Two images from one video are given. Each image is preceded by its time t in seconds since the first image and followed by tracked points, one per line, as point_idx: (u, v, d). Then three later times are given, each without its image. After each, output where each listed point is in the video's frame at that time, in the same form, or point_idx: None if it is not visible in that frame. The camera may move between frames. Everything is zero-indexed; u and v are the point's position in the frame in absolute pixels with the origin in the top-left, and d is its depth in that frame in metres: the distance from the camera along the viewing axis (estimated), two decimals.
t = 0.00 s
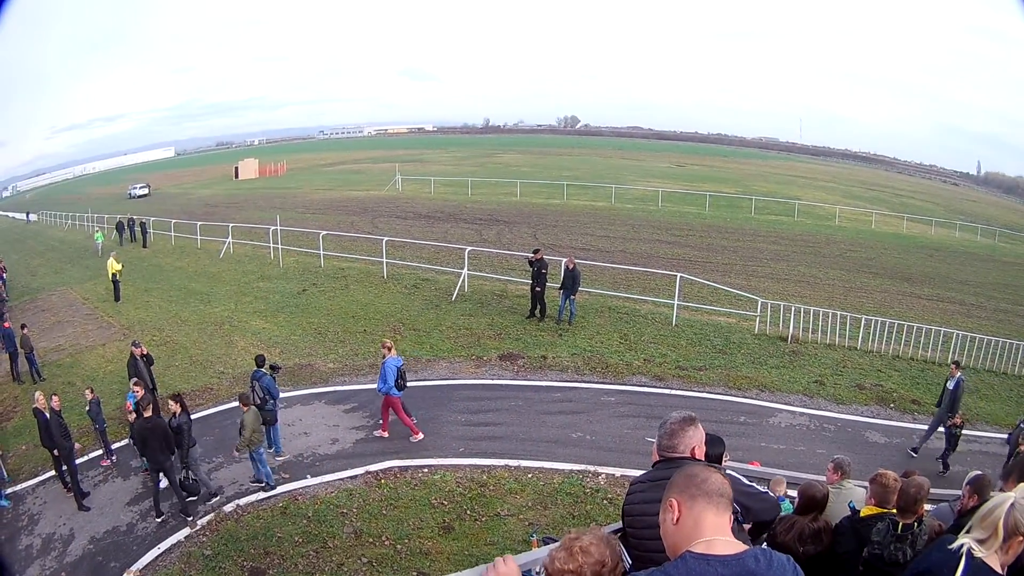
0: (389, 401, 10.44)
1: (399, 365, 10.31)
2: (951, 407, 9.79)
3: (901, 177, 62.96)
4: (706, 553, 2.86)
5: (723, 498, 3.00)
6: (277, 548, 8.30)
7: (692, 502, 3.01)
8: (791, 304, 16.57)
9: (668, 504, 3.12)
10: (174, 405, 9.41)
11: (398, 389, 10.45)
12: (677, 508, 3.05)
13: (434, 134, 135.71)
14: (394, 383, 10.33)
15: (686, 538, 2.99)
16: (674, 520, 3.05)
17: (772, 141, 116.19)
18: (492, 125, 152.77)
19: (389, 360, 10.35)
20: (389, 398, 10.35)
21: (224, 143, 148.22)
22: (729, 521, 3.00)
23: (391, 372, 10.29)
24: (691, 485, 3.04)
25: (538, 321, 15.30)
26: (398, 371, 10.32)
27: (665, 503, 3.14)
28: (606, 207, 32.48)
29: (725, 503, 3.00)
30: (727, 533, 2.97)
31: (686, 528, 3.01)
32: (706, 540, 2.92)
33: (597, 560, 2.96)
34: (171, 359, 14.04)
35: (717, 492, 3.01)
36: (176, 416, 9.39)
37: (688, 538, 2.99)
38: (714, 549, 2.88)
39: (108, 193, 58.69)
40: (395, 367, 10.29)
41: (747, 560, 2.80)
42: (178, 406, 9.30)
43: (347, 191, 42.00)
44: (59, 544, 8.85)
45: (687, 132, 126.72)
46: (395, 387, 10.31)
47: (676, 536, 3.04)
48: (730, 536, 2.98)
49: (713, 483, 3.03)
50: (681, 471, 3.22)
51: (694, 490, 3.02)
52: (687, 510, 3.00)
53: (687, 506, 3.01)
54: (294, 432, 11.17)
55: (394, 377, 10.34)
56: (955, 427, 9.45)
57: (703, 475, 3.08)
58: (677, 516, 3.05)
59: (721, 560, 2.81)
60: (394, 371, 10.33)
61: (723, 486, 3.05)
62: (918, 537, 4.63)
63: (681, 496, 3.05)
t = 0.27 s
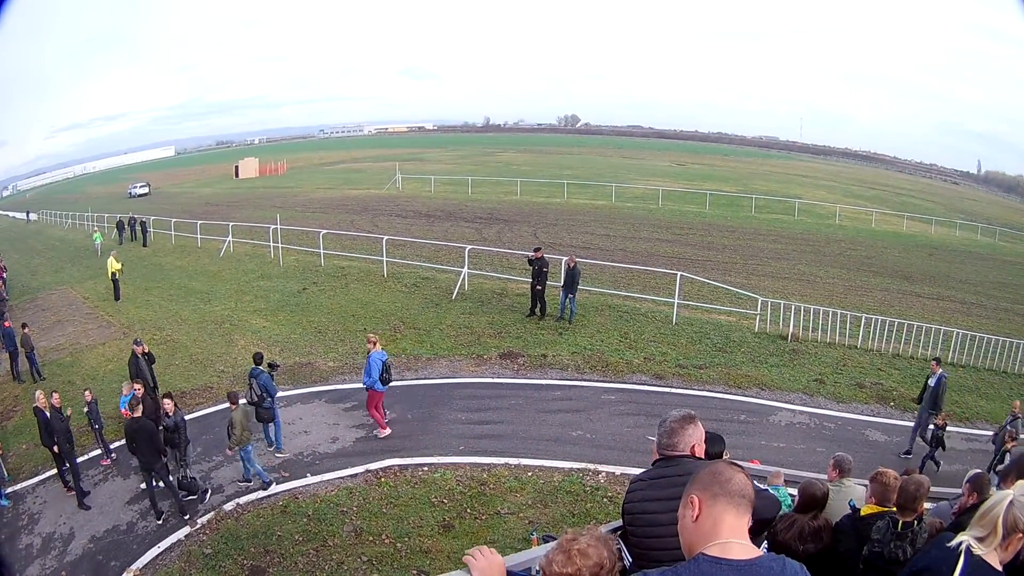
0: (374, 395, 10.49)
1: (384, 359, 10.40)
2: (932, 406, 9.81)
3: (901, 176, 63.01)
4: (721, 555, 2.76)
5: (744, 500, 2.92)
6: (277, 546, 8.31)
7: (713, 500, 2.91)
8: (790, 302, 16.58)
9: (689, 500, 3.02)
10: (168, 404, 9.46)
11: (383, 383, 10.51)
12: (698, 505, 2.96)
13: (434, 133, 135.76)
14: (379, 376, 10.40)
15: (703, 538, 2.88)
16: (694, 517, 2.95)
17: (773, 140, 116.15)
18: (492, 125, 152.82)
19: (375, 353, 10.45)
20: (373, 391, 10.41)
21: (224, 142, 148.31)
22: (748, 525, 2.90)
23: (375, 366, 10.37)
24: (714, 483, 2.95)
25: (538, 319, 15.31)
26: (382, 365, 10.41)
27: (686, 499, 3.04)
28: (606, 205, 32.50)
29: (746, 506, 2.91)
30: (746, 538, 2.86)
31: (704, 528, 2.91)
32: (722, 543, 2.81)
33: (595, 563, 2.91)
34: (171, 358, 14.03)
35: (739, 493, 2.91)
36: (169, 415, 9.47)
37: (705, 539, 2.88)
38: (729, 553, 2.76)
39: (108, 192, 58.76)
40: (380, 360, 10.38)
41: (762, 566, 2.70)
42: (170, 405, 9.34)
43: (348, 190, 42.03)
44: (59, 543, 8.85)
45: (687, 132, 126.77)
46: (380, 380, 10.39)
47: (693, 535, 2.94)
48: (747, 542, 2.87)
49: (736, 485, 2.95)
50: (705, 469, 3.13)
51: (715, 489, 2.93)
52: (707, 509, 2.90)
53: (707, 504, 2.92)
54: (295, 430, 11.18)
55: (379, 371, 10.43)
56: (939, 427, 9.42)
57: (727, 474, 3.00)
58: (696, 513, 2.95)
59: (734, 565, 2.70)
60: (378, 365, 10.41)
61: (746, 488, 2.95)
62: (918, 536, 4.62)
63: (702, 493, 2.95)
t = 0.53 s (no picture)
0: (361, 394, 10.50)
1: (371, 357, 10.44)
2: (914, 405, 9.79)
3: (900, 174, 63.05)
4: (723, 554, 2.72)
5: (748, 499, 2.87)
6: (277, 546, 8.30)
7: (717, 498, 2.88)
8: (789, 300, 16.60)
9: (693, 498, 3.00)
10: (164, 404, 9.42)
11: (371, 381, 10.54)
12: (701, 503, 2.93)
13: (434, 133, 135.80)
14: (367, 374, 10.44)
15: (705, 536, 2.86)
16: (697, 515, 2.93)
17: (772, 139, 116.20)
18: (492, 124, 152.85)
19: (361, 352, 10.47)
20: (360, 389, 10.45)
21: (224, 142, 148.30)
22: (752, 525, 2.86)
23: (362, 364, 10.40)
24: (718, 481, 2.92)
25: (537, 317, 15.32)
26: (370, 363, 10.44)
27: (690, 496, 3.02)
28: (605, 204, 32.51)
29: (750, 505, 2.87)
30: (749, 538, 2.82)
31: (707, 526, 2.88)
32: (724, 541, 2.78)
33: (590, 564, 2.91)
34: (170, 357, 14.02)
35: (743, 492, 2.88)
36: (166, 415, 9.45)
37: (707, 538, 2.85)
38: (732, 552, 2.72)
39: (108, 192, 58.75)
40: (366, 359, 10.40)
41: (765, 566, 2.65)
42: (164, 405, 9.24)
43: (347, 189, 42.04)
44: (59, 543, 8.85)
45: (686, 131, 126.83)
46: (367, 378, 10.42)
47: (697, 532, 2.91)
48: (751, 542, 2.82)
49: (741, 482, 2.91)
50: (711, 466, 3.10)
51: (719, 486, 2.90)
52: (711, 507, 2.87)
53: (711, 501, 2.88)
54: (294, 429, 11.18)
55: (366, 369, 10.45)
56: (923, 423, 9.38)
57: (732, 472, 2.97)
58: (700, 511, 2.92)
59: (736, 564, 2.66)
60: (366, 363, 10.44)
61: (750, 487, 2.92)
62: (917, 534, 4.62)
63: (706, 490, 2.93)
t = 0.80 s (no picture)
0: (367, 391, 10.50)
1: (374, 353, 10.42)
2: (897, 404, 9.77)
3: (901, 173, 63.02)
4: (719, 552, 2.72)
5: (743, 496, 2.88)
6: (279, 544, 8.31)
7: (712, 496, 2.89)
8: (791, 300, 16.59)
9: (688, 496, 3.01)
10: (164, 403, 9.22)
11: (375, 377, 10.57)
12: (697, 501, 2.94)
13: (435, 132, 135.75)
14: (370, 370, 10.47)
15: (701, 533, 2.87)
16: (693, 512, 2.94)
17: (773, 138, 116.15)
18: (493, 124, 152.84)
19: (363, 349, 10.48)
20: (366, 385, 10.46)
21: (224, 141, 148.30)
22: (747, 522, 2.87)
23: (366, 360, 10.42)
24: (714, 479, 2.93)
25: (539, 316, 15.31)
26: (373, 359, 10.47)
27: (685, 494, 3.03)
28: (607, 203, 32.49)
29: (745, 503, 2.88)
30: (745, 535, 2.83)
31: (702, 523, 2.89)
32: (720, 539, 2.78)
33: (590, 563, 2.85)
34: (172, 356, 14.02)
35: (739, 490, 2.89)
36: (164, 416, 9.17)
37: (703, 536, 2.86)
38: (728, 550, 2.73)
39: (109, 191, 58.77)
40: (369, 354, 10.42)
41: (761, 564, 2.66)
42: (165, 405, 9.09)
43: (349, 188, 42.02)
44: (60, 542, 8.85)
45: (688, 130, 126.72)
46: (372, 374, 10.46)
47: (692, 530, 2.92)
48: (746, 539, 2.83)
49: (735, 480, 2.92)
50: (705, 464, 3.10)
51: (715, 484, 2.91)
52: (706, 504, 2.88)
53: (706, 499, 2.90)
54: (296, 428, 11.19)
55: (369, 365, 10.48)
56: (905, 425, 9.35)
57: (728, 470, 2.97)
58: (695, 509, 2.93)
59: (732, 562, 2.67)
60: (369, 359, 10.46)
61: (745, 485, 2.93)
62: (918, 533, 4.61)
63: (701, 488, 2.94)
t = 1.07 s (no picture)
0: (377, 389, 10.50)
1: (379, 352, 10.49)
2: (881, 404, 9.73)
3: (903, 172, 62.97)
4: (700, 554, 2.74)
5: (720, 496, 2.88)
6: (281, 544, 8.31)
7: (689, 498, 2.89)
8: (794, 299, 16.58)
9: (664, 497, 3.00)
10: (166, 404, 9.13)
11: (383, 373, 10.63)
12: (674, 502, 2.94)
13: (435, 132, 135.73)
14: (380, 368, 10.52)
15: (681, 536, 2.88)
16: (671, 514, 2.94)
17: (774, 137, 116.10)
18: (493, 124, 152.84)
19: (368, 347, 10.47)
20: (378, 383, 10.46)
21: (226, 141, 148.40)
22: (726, 519, 2.89)
23: (375, 358, 10.44)
24: (689, 480, 2.92)
25: (542, 316, 15.30)
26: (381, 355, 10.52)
27: (661, 496, 3.03)
28: (610, 202, 32.48)
29: (723, 501, 2.88)
30: (724, 532, 2.84)
31: (682, 524, 2.91)
32: (701, 540, 2.79)
33: (591, 559, 2.73)
34: (175, 355, 14.02)
35: (716, 489, 2.88)
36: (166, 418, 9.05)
37: (682, 537, 2.87)
38: (709, 550, 2.75)
39: (111, 191, 58.83)
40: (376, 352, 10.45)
41: (743, 561, 2.70)
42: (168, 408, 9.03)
43: (351, 187, 42.02)
44: (62, 542, 8.85)
45: (689, 130, 126.65)
46: (382, 372, 10.50)
47: (672, 532, 2.93)
48: (726, 535, 2.86)
49: (711, 479, 2.91)
50: (680, 462, 3.09)
51: (691, 486, 2.90)
52: (684, 507, 2.89)
53: (684, 501, 2.90)
54: (299, 428, 11.20)
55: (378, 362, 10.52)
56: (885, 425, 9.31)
57: (703, 469, 2.96)
58: (673, 511, 2.94)
59: (714, 563, 2.69)
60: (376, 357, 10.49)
61: (722, 483, 2.93)
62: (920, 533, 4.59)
63: (677, 490, 2.94)
